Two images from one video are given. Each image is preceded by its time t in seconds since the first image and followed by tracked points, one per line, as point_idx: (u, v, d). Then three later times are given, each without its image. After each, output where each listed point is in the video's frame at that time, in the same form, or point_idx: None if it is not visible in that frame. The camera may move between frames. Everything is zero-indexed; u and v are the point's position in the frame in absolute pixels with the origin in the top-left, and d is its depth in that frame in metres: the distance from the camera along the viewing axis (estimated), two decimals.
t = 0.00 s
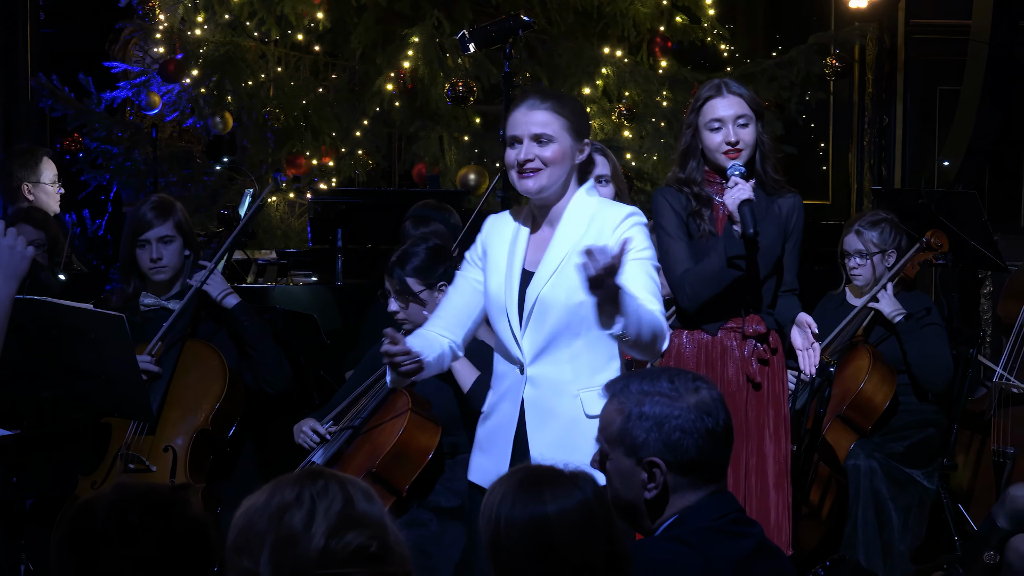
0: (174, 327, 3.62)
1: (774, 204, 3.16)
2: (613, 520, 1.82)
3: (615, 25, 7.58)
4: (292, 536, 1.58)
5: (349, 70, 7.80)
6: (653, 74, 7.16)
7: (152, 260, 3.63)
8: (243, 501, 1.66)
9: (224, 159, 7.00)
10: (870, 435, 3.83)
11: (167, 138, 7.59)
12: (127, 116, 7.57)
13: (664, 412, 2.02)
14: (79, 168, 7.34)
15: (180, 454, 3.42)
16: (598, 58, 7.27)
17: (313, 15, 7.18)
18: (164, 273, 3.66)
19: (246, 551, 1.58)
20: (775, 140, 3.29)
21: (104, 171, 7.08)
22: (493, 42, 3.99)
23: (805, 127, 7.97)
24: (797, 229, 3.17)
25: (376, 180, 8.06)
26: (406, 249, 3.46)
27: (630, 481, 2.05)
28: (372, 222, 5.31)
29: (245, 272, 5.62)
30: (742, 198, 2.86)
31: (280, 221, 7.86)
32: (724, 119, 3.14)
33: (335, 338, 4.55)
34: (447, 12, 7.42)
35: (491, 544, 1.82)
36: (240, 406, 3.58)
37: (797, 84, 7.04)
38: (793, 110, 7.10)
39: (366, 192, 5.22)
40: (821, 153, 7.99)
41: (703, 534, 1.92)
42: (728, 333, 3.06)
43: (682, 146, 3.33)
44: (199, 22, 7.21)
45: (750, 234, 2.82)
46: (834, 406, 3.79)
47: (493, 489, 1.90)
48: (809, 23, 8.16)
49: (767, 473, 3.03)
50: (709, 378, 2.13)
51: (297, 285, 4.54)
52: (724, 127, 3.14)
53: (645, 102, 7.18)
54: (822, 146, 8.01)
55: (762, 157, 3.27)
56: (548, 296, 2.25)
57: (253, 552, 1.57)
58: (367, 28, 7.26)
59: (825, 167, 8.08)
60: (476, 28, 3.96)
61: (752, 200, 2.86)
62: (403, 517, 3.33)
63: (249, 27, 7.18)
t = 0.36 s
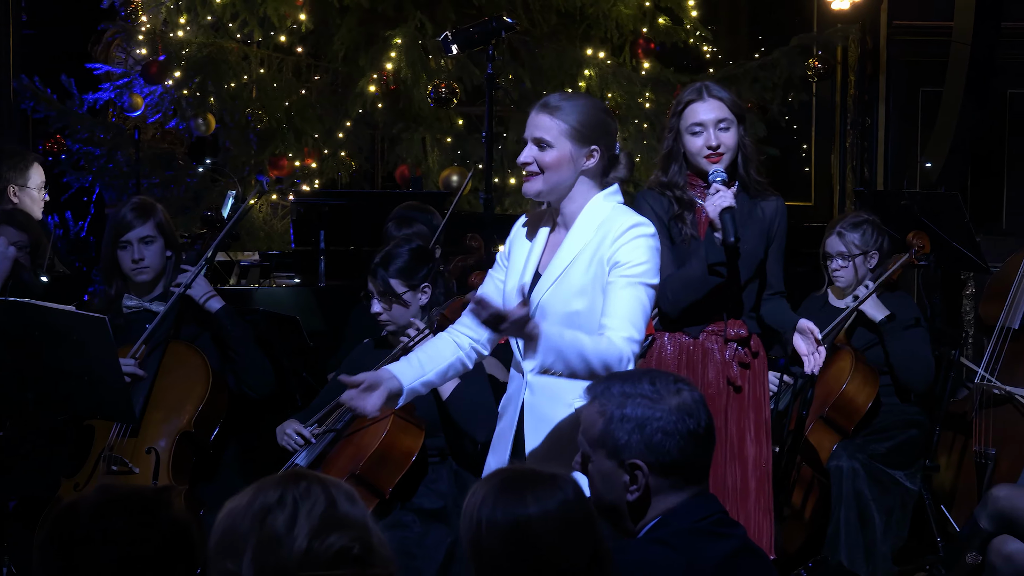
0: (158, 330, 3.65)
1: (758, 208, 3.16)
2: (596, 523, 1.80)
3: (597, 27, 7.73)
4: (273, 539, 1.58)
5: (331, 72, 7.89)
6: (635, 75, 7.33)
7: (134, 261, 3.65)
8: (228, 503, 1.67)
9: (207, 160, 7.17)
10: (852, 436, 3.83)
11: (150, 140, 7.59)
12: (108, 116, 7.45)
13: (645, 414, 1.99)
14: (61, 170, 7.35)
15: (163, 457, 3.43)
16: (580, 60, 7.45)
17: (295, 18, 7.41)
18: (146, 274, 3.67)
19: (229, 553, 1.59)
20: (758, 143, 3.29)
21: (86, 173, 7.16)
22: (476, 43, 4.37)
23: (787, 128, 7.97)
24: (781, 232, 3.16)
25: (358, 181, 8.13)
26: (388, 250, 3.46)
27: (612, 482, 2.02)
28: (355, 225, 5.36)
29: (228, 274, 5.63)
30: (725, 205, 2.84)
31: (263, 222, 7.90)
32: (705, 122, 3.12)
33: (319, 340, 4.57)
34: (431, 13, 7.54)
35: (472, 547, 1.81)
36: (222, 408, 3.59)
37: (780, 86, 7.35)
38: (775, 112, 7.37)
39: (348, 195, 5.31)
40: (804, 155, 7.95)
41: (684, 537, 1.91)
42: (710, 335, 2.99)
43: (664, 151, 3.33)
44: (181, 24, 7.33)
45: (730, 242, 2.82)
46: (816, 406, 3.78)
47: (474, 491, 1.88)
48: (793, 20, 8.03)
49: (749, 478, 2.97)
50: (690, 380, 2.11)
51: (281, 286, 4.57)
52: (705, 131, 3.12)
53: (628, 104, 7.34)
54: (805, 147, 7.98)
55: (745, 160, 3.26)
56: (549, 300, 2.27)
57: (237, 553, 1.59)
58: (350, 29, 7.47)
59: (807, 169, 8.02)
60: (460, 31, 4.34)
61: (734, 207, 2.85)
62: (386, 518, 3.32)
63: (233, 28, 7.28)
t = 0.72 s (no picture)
0: (144, 329, 3.64)
1: (744, 209, 3.21)
2: (581, 523, 1.79)
3: (582, 28, 7.77)
4: (258, 540, 1.58)
5: (316, 73, 7.94)
6: (620, 76, 7.30)
7: (117, 260, 3.66)
8: (212, 503, 1.67)
9: (192, 162, 7.29)
10: (838, 437, 3.83)
11: (135, 142, 7.73)
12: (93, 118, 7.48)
13: (629, 416, 1.95)
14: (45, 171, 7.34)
15: (148, 458, 3.45)
16: (566, 62, 7.50)
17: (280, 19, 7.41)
18: (129, 274, 3.69)
19: (214, 554, 1.59)
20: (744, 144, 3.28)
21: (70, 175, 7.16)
22: (461, 45, 4.42)
23: (771, 130, 7.96)
24: (766, 232, 3.25)
25: (342, 182, 8.15)
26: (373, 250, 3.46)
27: (597, 484, 1.98)
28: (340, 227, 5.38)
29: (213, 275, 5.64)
30: (707, 206, 3.00)
31: (247, 224, 7.97)
32: (690, 122, 3.16)
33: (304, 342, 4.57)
34: (416, 14, 7.58)
35: (458, 549, 1.79)
36: (207, 409, 3.61)
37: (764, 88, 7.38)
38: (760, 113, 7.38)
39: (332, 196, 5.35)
40: (787, 156, 7.95)
41: (670, 538, 1.86)
42: (697, 336, 2.92)
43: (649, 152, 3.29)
44: (166, 25, 7.33)
45: (714, 240, 2.93)
46: (801, 408, 3.79)
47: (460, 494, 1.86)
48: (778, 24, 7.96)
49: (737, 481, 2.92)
50: (675, 380, 2.05)
51: (265, 288, 4.55)
52: (690, 131, 3.16)
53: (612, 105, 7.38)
54: (789, 149, 7.98)
55: (732, 161, 3.25)
56: (548, 306, 2.25)
57: (221, 555, 1.59)
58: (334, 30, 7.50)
59: (791, 171, 8.00)
60: (445, 32, 4.42)
61: (716, 209, 3.01)
62: (370, 520, 3.30)
63: (217, 29, 7.32)
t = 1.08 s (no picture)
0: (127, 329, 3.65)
1: (725, 203, 3.22)
2: (566, 522, 1.76)
3: (567, 28, 7.79)
4: (242, 540, 1.57)
5: (300, 73, 7.97)
6: (603, 76, 7.33)
7: (104, 260, 3.69)
8: (197, 503, 1.66)
9: (175, 162, 6.99)
10: (822, 436, 3.84)
11: (119, 141, 7.68)
12: (76, 117, 7.48)
13: (613, 415, 1.94)
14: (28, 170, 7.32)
15: (132, 458, 3.45)
16: (550, 61, 7.51)
17: (264, 19, 7.48)
18: (116, 273, 3.72)
19: (198, 552, 1.58)
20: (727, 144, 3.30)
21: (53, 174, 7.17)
22: (444, 44, 4.49)
23: (754, 129, 7.95)
24: (747, 225, 3.26)
25: (326, 181, 8.14)
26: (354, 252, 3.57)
27: (580, 483, 1.97)
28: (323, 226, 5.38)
29: (196, 275, 5.62)
30: (703, 199, 2.93)
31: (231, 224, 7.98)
32: (688, 125, 3.12)
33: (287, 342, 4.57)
34: (399, 14, 7.60)
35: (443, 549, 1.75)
36: (189, 408, 3.62)
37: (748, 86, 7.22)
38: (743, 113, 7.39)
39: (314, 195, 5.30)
40: (771, 156, 7.93)
41: (653, 538, 1.85)
42: (687, 332, 2.87)
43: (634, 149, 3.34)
44: (149, 24, 7.36)
45: (707, 233, 2.88)
46: (785, 408, 3.81)
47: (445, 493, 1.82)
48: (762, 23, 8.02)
49: (726, 480, 2.87)
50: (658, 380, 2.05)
51: (249, 288, 4.54)
52: (689, 133, 3.12)
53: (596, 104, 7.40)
54: (773, 148, 7.96)
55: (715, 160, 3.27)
56: (540, 307, 2.27)
57: (206, 553, 1.57)
58: (318, 29, 7.51)
59: (775, 170, 7.99)
60: (428, 31, 4.45)
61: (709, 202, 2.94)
62: (354, 520, 3.30)
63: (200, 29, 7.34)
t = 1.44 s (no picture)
0: (115, 333, 3.68)
1: (713, 205, 3.23)
2: (550, 524, 1.75)
3: (552, 29, 7.84)
4: (232, 544, 1.54)
5: (286, 74, 8.01)
6: (589, 78, 7.36)
7: (109, 259, 3.75)
8: (187, 500, 1.62)
9: (159, 163, 7.26)
10: (808, 438, 3.85)
11: (104, 142, 7.64)
12: (62, 118, 7.49)
13: (599, 416, 1.92)
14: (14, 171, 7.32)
15: (118, 459, 3.44)
16: (536, 63, 7.55)
17: (250, 19, 7.51)
18: (114, 273, 3.77)
19: (185, 553, 1.55)
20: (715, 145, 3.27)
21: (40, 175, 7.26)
22: (430, 44, 4.67)
23: (741, 131, 7.97)
24: (734, 226, 3.26)
25: (312, 183, 8.18)
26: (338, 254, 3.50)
27: (567, 484, 1.95)
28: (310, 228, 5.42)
29: (183, 276, 5.63)
30: (699, 211, 2.81)
31: (217, 225, 8.02)
32: (680, 131, 3.05)
33: (274, 343, 4.59)
34: (385, 15, 7.62)
35: (427, 551, 1.72)
36: (175, 409, 3.63)
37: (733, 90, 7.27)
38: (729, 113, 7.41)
39: (302, 197, 5.42)
40: (757, 157, 7.94)
41: (640, 540, 1.83)
42: (677, 332, 2.87)
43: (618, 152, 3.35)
44: (135, 26, 7.36)
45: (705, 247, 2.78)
46: (771, 409, 3.79)
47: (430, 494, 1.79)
48: (749, 24, 8.06)
49: (717, 480, 2.86)
50: (646, 381, 2.03)
51: (235, 288, 4.56)
52: (681, 140, 3.05)
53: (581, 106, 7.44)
54: (759, 150, 7.97)
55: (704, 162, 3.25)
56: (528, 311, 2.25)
57: (193, 554, 1.54)
58: (305, 31, 7.51)
59: (762, 171, 8.01)
60: (415, 33, 4.62)
61: (706, 214, 2.82)
62: (341, 521, 3.30)
63: (186, 30, 7.36)
